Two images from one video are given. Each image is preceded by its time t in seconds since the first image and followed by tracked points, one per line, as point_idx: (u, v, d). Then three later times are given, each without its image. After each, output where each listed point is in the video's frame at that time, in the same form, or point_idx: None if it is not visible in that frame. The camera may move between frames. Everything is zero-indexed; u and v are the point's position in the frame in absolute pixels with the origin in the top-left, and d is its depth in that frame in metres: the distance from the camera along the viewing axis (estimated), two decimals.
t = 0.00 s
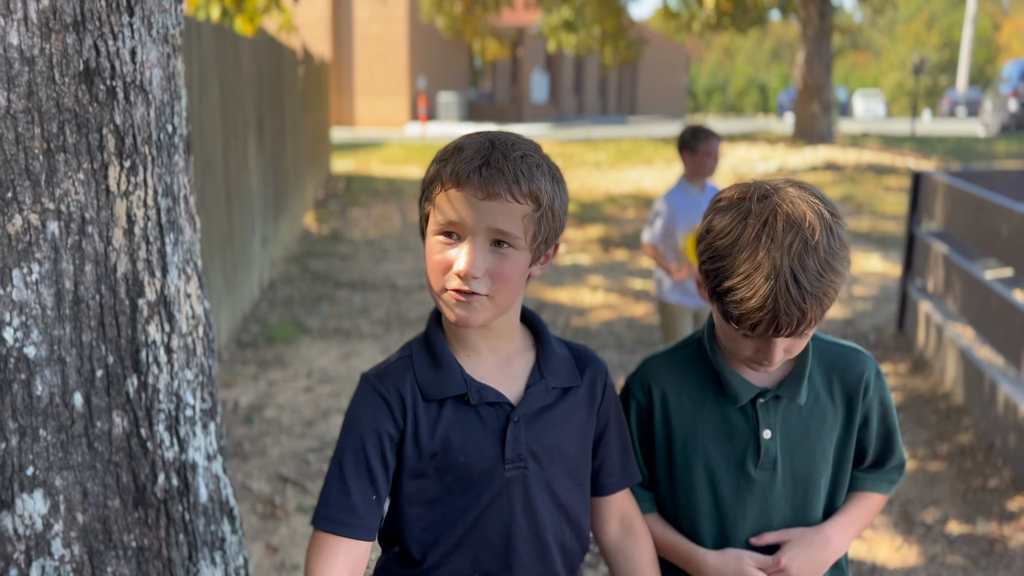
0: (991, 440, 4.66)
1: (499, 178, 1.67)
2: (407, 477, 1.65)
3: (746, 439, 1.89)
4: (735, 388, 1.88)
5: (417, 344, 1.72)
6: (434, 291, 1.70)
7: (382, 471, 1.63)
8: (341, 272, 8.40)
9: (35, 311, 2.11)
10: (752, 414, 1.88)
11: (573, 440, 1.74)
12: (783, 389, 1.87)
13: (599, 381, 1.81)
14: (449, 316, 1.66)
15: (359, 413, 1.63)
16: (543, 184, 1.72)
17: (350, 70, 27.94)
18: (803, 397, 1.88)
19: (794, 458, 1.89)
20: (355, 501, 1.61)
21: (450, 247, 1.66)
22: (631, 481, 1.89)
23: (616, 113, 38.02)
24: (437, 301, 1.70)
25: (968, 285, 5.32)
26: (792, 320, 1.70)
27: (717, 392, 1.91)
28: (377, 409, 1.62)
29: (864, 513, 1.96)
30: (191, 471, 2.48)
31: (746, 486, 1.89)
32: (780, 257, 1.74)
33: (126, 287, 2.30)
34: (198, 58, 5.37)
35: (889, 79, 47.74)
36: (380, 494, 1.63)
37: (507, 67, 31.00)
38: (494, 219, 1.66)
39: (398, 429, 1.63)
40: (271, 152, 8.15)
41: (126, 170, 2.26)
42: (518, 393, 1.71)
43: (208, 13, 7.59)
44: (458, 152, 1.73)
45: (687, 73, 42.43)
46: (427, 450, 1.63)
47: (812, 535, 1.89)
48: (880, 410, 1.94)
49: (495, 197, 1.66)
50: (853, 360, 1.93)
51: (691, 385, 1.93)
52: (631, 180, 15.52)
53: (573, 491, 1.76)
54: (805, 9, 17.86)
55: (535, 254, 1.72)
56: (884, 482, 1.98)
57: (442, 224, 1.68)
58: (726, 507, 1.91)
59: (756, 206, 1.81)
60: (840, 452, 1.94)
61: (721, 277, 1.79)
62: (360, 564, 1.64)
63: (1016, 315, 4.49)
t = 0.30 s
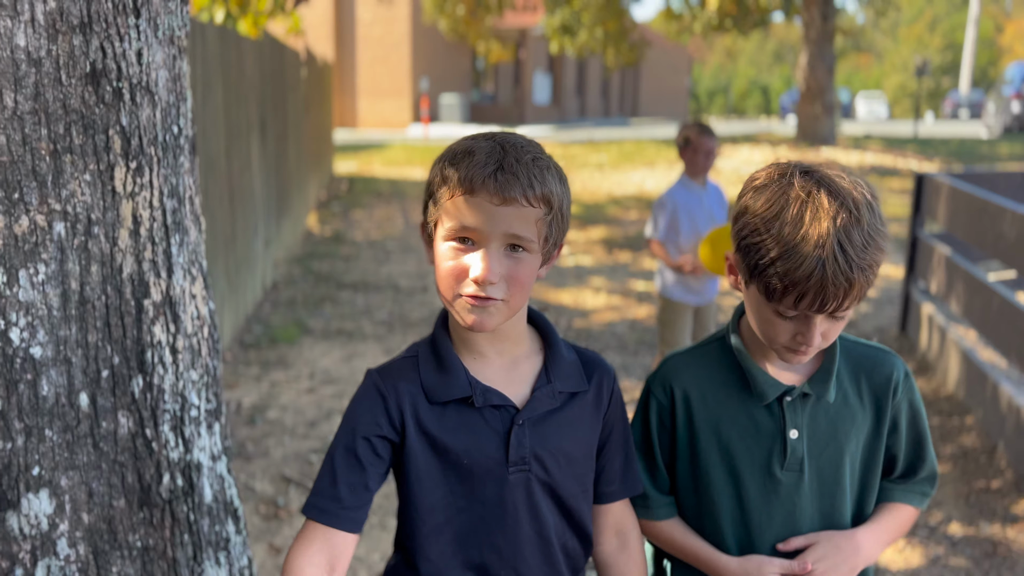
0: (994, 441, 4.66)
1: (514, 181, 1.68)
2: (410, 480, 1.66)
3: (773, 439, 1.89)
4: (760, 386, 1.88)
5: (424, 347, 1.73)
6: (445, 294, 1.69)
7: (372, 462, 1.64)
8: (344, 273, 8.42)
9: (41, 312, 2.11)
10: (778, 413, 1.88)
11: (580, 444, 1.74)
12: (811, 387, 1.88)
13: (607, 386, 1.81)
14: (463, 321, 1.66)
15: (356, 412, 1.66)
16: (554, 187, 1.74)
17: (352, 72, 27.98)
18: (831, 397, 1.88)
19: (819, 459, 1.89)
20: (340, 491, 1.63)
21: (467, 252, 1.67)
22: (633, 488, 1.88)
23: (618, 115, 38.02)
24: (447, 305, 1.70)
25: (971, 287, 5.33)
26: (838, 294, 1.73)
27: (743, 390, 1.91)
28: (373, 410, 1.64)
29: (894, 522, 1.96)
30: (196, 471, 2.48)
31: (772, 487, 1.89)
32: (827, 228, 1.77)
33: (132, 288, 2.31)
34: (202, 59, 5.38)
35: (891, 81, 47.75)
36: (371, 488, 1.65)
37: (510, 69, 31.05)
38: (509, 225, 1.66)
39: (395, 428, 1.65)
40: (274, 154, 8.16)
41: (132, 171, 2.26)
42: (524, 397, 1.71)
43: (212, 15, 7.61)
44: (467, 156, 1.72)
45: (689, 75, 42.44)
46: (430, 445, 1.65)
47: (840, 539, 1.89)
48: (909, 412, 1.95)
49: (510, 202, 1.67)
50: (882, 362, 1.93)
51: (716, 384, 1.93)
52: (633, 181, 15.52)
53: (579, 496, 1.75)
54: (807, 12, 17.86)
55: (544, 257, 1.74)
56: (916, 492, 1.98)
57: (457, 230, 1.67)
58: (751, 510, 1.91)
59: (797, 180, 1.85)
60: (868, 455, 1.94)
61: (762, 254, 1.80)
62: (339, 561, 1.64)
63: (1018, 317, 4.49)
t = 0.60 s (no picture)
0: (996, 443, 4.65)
1: (531, 182, 1.69)
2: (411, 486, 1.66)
3: (820, 445, 1.91)
4: (809, 388, 1.92)
5: (425, 352, 1.72)
6: (452, 299, 1.69)
7: (374, 476, 1.64)
8: (346, 274, 8.42)
9: (43, 312, 2.11)
10: (827, 419, 1.91)
11: (580, 449, 1.75)
12: (865, 395, 1.89)
13: (604, 388, 1.82)
14: (473, 324, 1.66)
15: (357, 418, 1.64)
16: (566, 191, 1.75)
17: (354, 73, 28.01)
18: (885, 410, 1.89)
19: (869, 474, 1.89)
20: (342, 503, 1.62)
21: (478, 253, 1.66)
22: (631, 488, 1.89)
23: (620, 116, 38.02)
24: (455, 307, 1.69)
25: (974, 289, 5.33)
26: (879, 281, 1.79)
27: (793, 397, 1.95)
28: (375, 416, 1.63)
29: (948, 559, 1.93)
30: (198, 472, 2.48)
31: (815, 493, 1.91)
32: (872, 217, 1.86)
33: (134, 289, 2.30)
34: (205, 60, 5.39)
35: (893, 82, 47.73)
36: (370, 498, 1.64)
37: (511, 71, 31.07)
38: (523, 228, 1.67)
39: (396, 435, 1.63)
40: (276, 155, 8.16)
41: (134, 172, 2.26)
42: (525, 402, 1.71)
43: (213, 16, 7.62)
44: (482, 156, 1.72)
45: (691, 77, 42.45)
46: (430, 458, 1.64)
47: (880, 561, 1.88)
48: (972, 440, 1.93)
49: (527, 204, 1.67)
50: (948, 385, 1.93)
51: (767, 386, 1.98)
52: (634, 182, 15.52)
53: (577, 499, 1.76)
54: (809, 13, 17.86)
55: (551, 260, 1.75)
56: (977, 530, 1.95)
57: (468, 232, 1.67)
58: (792, 517, 1.93)
59: (847, 174, 1.95)
60: (925, 480, 1.93)
61: (809, 248, 1.89)
62: (339, 564, 1.63)
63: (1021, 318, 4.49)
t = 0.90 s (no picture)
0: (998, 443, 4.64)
1: (525, 192, 1.68)
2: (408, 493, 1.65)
3: (847, 454, 1.91)
4: (840, 395, 1.92)
5: (422, 358, 1.72)
6: (447, 305, 1.69)
7: (367, 485, 1.63)
8: (347, 276, 8.42)
9: (48, 316, 2.11)
10: (855, 428, 1.91)
11: (581, 449, 1.75)
12: (897, 408, 1.88)
13: (604, 389, 1.82)
14: (464, 332, 1.66)
15: (351, 427, 1.63)
16: (562, 199, 1.74)
17: (355, 75, 28.06)
18: (918, 424, 1.88)
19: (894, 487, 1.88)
20: (336, 511, 1.62)
21: (470, 262, 1.66)
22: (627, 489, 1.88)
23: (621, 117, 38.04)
24: (449, 313, 1.69)
25: (975, 290, 5.33)
26: (871, 275, 1.82)
27: (823, 404, 1.95)
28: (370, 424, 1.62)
29: None
30: (201, 476, 2.48)
31: (836, 502, 1.91)
32: (875, 212, 1.88)
33: (138, 293, 2.31)
34: (207, 62, 5.40)
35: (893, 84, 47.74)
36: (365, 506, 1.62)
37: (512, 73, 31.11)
38: (514, 238, 1.66)
39: (393, 443, 1.63)
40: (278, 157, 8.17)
41: (138, 175, 2.26)
42: (524, 404, 1.71)
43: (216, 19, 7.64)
44: (476, 161, 1.72)
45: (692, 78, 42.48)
46: (427, 464, 1.63)
47: None
48: (1008, 466, 1.89)
49: (519, 215, 1.67)
50: (989, 406, 1.89)
51: (799, 391, 1.99)
52: (635, 184, 15.52)
53: (579, 502, 1.75)
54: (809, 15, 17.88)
55: (547, 269, 1.75)
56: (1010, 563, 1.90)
57: (460, 240, 1.67)
58: (810, 524, 1.93)
59: (862, 173, 1.97)
60: (956, 502, 1.90)
61: (817, 248, 1.95)
62: None
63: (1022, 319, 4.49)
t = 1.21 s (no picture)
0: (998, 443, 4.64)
1: (523, 191, 1.68)
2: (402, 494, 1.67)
3: (819, 467, 1.82)
4: (809, 406, 1.84)
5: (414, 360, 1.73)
6: (446, 310, 1.69)
7: (368, 487, 1.65)
8: (348, 278, 8.42)
9: (48, 319, 2.11)
10: (828, 438, 1.82)
11: (572, 457, 1.74)
12: (867, 418, 1.81)
13: (602, 394, 1.81)
14: (467, 336, 1.67)
15: (346, 430, 1.66)
16: (554, 195, 1.75)
17: (355, 76, 28.08)
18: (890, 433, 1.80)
19: (868, 498, 1.80)
20: (340, 516, 1.64)
21: (472, 263, 1.66)
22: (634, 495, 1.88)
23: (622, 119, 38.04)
24: (451, 320, 1.69)
25: (975, 291, 5.33)
26: (834, 281, 1.74)
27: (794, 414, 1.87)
28: (364, 427, 1.65)
29: None
30: (202, 479, 2.48)
31: (811, 518, 1.82)
32: (837, 215, 1.80)
33: (139, 296, 2.30)
34: (207, 63, 5.40)
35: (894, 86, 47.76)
36: (365, 512, 1.65)
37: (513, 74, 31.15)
38: (517, 236, 1.66)
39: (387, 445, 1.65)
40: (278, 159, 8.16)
41: (139, 178, 2.26)
42: (514, 408, 1.71)
43: (216, 21, 7.65)
44: (471, 163, 1.72)
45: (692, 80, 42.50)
46: (416, 464, 1.65)
47: None
48: (982, 467, 1.83)
49: (520, 213, 1.67)
50: (960, 408, 1.83)
51: (766, 402, 1.90)
52: (635, 186, 15.52)
53: (574, 508, 1.75)
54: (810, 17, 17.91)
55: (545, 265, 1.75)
56: (990, 558, 1.84)
57: (460, 243, 1.66)
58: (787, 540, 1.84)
59: (825, 175, 1.90)
60: (930, 505, 1.83)
61: (779, 253, 1.87)
62: None
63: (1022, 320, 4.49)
